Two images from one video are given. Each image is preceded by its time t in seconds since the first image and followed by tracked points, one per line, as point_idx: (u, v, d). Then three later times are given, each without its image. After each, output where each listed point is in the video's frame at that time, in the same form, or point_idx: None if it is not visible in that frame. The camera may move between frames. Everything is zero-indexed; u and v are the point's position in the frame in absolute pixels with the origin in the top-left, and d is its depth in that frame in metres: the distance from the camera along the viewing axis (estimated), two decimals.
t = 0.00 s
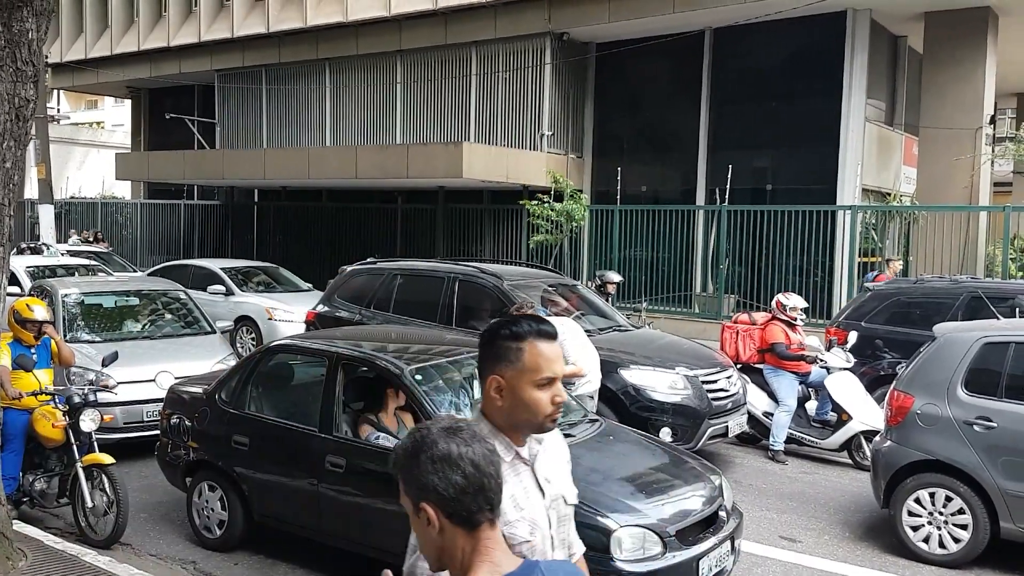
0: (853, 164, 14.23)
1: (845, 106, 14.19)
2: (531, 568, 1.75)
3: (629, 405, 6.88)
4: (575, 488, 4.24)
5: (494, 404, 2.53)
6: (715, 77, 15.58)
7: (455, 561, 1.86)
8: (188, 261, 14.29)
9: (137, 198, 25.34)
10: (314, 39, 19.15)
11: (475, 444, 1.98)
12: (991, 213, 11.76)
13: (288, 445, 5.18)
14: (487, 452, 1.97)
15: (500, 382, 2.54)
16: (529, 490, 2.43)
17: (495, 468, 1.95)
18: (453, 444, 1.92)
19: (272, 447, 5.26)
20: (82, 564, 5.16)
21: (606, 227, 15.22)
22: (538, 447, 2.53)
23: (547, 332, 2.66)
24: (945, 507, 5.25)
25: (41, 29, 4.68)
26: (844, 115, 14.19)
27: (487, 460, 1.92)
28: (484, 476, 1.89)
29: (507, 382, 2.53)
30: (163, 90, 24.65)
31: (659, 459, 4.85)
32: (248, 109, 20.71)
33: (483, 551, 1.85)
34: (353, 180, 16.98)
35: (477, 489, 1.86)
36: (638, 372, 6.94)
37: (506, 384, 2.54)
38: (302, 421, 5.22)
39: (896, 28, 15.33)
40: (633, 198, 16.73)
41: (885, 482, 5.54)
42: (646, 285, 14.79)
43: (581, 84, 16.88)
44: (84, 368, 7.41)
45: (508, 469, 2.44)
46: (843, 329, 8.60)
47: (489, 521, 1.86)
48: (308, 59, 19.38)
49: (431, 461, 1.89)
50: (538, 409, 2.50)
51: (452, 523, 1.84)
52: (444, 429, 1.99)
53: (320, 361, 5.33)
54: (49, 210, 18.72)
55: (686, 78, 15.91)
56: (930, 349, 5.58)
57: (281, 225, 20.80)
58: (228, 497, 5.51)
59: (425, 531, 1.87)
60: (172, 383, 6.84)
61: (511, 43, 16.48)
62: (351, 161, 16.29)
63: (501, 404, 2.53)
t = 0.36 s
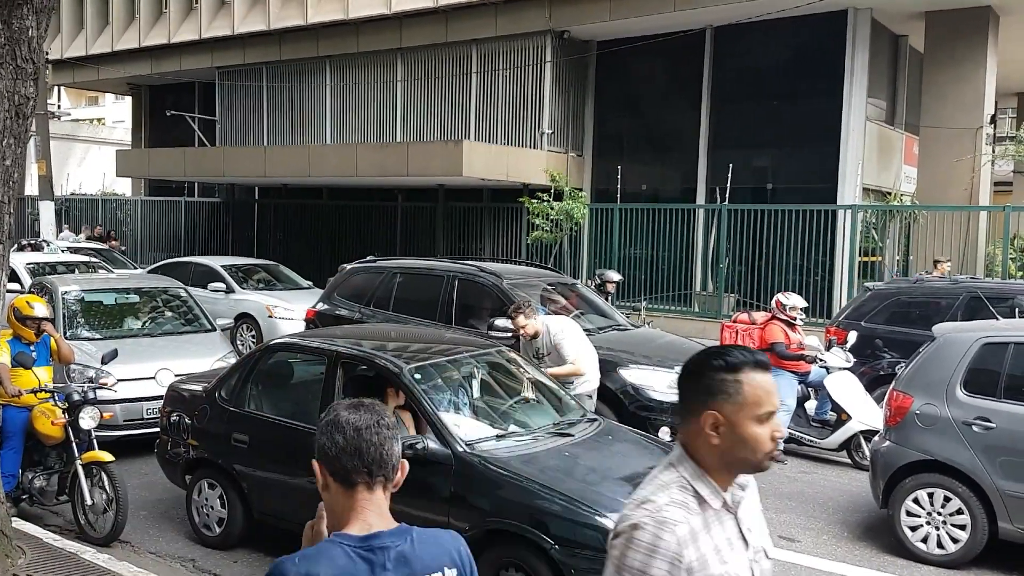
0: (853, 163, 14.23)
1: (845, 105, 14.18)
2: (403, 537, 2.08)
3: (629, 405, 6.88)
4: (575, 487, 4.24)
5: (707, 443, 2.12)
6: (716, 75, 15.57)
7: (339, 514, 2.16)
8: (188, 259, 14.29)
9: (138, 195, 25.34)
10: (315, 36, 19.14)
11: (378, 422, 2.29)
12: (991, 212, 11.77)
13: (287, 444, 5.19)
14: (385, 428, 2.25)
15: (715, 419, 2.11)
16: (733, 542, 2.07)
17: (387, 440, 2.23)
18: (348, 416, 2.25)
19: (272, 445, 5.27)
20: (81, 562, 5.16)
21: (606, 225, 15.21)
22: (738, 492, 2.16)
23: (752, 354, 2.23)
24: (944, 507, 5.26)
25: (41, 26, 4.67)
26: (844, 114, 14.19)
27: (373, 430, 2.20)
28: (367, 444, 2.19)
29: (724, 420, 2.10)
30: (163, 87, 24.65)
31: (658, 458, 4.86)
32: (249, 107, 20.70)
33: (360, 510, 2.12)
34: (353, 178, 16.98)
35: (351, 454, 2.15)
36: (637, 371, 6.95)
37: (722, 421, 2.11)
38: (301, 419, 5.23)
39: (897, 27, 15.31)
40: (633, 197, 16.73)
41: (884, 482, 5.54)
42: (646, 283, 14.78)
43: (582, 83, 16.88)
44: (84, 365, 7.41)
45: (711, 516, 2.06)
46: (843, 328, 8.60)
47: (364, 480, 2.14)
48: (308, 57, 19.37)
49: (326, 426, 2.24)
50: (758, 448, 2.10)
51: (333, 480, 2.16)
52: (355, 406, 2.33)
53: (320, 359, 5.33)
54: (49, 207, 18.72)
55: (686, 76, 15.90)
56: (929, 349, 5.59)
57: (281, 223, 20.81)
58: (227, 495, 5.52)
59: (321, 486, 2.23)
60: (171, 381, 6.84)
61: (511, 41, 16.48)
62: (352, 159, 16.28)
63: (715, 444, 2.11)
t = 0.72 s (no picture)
0: (856, 164, 14.21)
1: (848, 105, 14.17)
2: (381, 499, 2.38)
3: (630, 404, 6.88)
4: (576, 486, 4.24)
5: (951, 449, 1.92)
6: (719, 75, 15.56)
7: (332, 477, 2.46)
8: (190, 255, 14.30)
9: (140, 191, 25.37)
10: (318, 34, 19.14)
11: (376, 402, 2.57)
12: (994, 213, 11.76)
13: (289, 442, 5.19)
14: (378, 408, 2.53)
15: (966, 424, 1.91)
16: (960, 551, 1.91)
17: (380, 419, 2.51)
18: (349, 395, 2.53)
19: (274, 443, 5.27)
20: (82, 557, 5.17)
21: (608, 224, 15.21)
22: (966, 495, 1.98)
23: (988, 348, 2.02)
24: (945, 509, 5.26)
25: (45, 23, 4.67)
26: (848, 114, 14.18)
27: (367, 410, 2.48)
28: (359, 421, 2.47)
29: (976, 424, 1.91)
30: (166, 84, 24.66)
31: (660, 458, 4.86)
32: (251, 104, 20.71)
33: (347, 474, 2.42)
34: (355, 176, 16.98)
35: (343, 428, 2.44)
36: (639, 370, 6.95)
37: (973, 426, 1.91)
38: (303, 417, 5.24)
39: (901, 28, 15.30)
40: (636, 196, 16.73)
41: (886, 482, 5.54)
42: (648, 283, 14.78)
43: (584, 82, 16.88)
44: (87, 362, 7.43)
45: (936, 522, 1.90)
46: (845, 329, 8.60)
47: (352, 452, 2.43)
48: (311, 54, 19.37)
49: (329, 401, 2.54)
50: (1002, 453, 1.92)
51: (327, 449, 2.47)
52: (357, 386, 2.61)
53: (322, 357, 5.34)
54: (52, 203, 18.73)
55: (689, 76, 15.88)
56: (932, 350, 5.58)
57: (284, 220, 20.83)
58: (228, 492, 5.52)
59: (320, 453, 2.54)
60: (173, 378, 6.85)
61: (514, 40, 16.47)
62: (354, 157, 16.27)
63: (961, 451, 1.92)
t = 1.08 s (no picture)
0: (863, 167, 14.18)
1: (855, 108, 14.14)
2: (368, 455, 2.61)
3: (635, 407, 6.87)
4: (581, 489, 4.23)
5: None
6: (725, 77, 15.54)
7: (328, 438, 2.70)
8: (197, 256, 14.34)
9: (147, 192, 25.45)
10: (325, 36, 19.17)
11: (369, 372, 2.78)
12: (1001, 217, 11.73)
13: (295, 442, 5.19)
14: (371, 378, 2.74)
15: None
16: None
17: (372, 388, 2.72)
18: (346, 366, 2.76)
19: (279, 444, 5.27)
20: (88, 557, 5.18)
21: (614, 226, 15.20)
22: None
23: None
24: (952, 513, 5.24)
25: (54, 23, 4.68)
26: (855, 117, 14.14)
27: (359, 379, 2.69)
28: (353, 390, 2.69)
29: None
30: (174, 85, 24.72)
31: (666, 460, 4.85)
32: (258, 105, 20.76)
33: (342, 434, 2.65)
34: (361, 177, 17.00)
35: (337, 394, 2.66)
36: (644, 373, 6.93)
37: None
38: (309, 418, 5.24)
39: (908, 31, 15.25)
40: (642, 198, 16.72)
41: (893, 486, 5.52)
42: (654, 285, 14.76)
43: (591, 84, 16.88)
44: (94, 362, 7.45)
45: None
46: (852, 332, 8.57)
47: (346, 415, 2.65)
48: (318, 55, 19.40)
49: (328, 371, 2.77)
50: None
51: (325, 413, 2.70)
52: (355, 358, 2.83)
53: (328, 358, 5.34)
54: (59, 203, 18.78)
55: (696, 78, 15.87)
56: (938, 354, 5.56)
57: (290, 221, 20.88)
58: (234, 493, 5.51)
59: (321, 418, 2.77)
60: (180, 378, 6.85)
61: (520, 42, 16.48)
62: (360, 158, 16.28)
63: None
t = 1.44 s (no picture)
0: (865, 173, 14.18)
1: (857, 113, 14.15)
2: (337, 431, 2.96)
3: (638, 413, 6.86)
4: (583, 495, 4.22)
5: None
6: (726, 83, 15.56)
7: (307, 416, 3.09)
8: (199, 262, 14.34)
9: (149, 198, 25.48)
10: (327, 42, 19.22)
11: (344, 361, 3.16)
12: (1003, 223, 11.73)
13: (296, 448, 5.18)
14: (345, 366, 3.12)
15: None
16: None
17: (345, 373, 3.10)
18: (324, 354, 3.15)
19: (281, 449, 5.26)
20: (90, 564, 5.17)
21: (615, 232, 15.20)
22: None
23: None
24: (955, 519, 5.22)
25: (57, 29, 4.68)
26: (856, 123, 14.16)
27: (332, 366, 3.07)
28: (327, 374, 3.07)
29: None
30: (176, 91, 24.77)
31: (669, 466, 4.84)
32: (260, 111, 20.80)
33: (318, 413, 3.02)
34: (363, 182, 17.01)
35: (313, 378, 3.05)
36: (647, 379, 6.93)
37: None
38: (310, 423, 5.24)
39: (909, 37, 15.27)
40: (643, 204, 16.73)
41: (895, 492, 5.51)
42: (655, 291, 14.76)
43: (592, 91, 16.91)
44: (95, 367, 7.44)
45: None
46: (854, 338, 8.57)
47: (320, 397, 3.03)
48: (320, 61, 19.44)
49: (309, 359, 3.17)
50: None
51: (303, 395, 3.09)
52: (334, 349, 3.22)
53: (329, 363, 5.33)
54: (61, 209, 18.78)
55: (698, 84, 15.89)
56: (941, 360, 5.56)
57: (292, 227, 20.91)
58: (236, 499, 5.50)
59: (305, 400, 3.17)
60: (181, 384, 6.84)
61: (522, 48, 16.51)
62: (362, 163, 16.29)
63: None
